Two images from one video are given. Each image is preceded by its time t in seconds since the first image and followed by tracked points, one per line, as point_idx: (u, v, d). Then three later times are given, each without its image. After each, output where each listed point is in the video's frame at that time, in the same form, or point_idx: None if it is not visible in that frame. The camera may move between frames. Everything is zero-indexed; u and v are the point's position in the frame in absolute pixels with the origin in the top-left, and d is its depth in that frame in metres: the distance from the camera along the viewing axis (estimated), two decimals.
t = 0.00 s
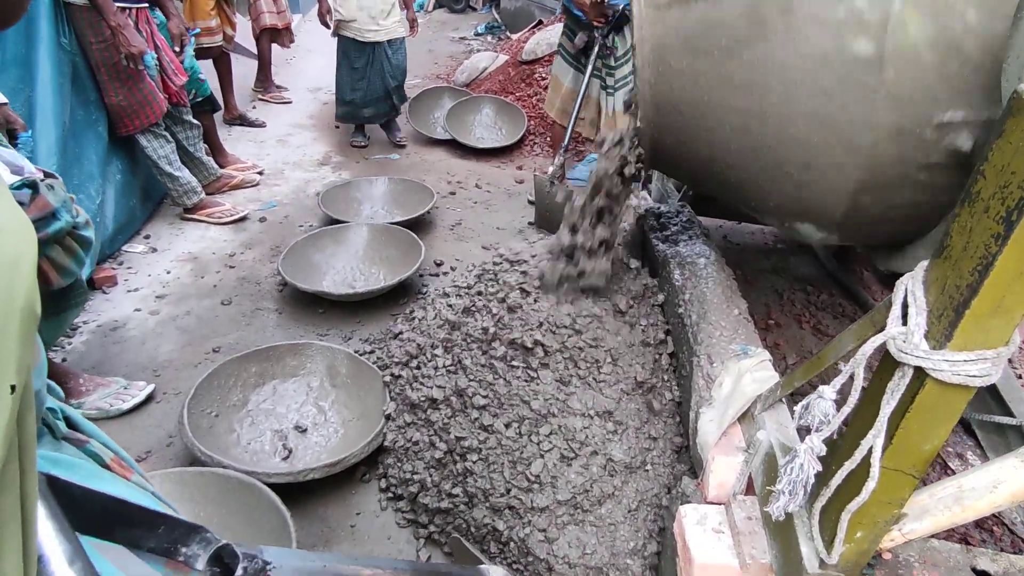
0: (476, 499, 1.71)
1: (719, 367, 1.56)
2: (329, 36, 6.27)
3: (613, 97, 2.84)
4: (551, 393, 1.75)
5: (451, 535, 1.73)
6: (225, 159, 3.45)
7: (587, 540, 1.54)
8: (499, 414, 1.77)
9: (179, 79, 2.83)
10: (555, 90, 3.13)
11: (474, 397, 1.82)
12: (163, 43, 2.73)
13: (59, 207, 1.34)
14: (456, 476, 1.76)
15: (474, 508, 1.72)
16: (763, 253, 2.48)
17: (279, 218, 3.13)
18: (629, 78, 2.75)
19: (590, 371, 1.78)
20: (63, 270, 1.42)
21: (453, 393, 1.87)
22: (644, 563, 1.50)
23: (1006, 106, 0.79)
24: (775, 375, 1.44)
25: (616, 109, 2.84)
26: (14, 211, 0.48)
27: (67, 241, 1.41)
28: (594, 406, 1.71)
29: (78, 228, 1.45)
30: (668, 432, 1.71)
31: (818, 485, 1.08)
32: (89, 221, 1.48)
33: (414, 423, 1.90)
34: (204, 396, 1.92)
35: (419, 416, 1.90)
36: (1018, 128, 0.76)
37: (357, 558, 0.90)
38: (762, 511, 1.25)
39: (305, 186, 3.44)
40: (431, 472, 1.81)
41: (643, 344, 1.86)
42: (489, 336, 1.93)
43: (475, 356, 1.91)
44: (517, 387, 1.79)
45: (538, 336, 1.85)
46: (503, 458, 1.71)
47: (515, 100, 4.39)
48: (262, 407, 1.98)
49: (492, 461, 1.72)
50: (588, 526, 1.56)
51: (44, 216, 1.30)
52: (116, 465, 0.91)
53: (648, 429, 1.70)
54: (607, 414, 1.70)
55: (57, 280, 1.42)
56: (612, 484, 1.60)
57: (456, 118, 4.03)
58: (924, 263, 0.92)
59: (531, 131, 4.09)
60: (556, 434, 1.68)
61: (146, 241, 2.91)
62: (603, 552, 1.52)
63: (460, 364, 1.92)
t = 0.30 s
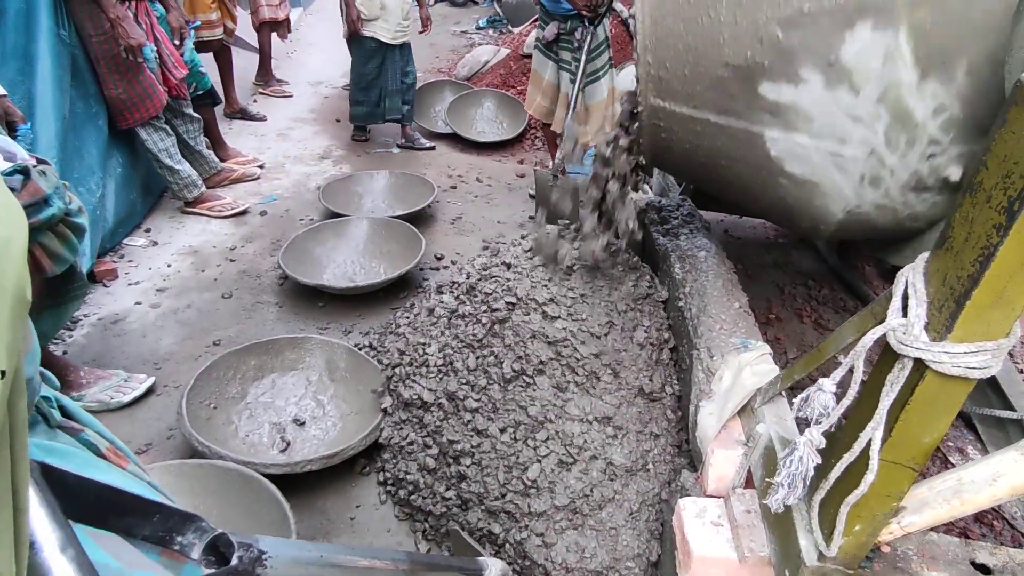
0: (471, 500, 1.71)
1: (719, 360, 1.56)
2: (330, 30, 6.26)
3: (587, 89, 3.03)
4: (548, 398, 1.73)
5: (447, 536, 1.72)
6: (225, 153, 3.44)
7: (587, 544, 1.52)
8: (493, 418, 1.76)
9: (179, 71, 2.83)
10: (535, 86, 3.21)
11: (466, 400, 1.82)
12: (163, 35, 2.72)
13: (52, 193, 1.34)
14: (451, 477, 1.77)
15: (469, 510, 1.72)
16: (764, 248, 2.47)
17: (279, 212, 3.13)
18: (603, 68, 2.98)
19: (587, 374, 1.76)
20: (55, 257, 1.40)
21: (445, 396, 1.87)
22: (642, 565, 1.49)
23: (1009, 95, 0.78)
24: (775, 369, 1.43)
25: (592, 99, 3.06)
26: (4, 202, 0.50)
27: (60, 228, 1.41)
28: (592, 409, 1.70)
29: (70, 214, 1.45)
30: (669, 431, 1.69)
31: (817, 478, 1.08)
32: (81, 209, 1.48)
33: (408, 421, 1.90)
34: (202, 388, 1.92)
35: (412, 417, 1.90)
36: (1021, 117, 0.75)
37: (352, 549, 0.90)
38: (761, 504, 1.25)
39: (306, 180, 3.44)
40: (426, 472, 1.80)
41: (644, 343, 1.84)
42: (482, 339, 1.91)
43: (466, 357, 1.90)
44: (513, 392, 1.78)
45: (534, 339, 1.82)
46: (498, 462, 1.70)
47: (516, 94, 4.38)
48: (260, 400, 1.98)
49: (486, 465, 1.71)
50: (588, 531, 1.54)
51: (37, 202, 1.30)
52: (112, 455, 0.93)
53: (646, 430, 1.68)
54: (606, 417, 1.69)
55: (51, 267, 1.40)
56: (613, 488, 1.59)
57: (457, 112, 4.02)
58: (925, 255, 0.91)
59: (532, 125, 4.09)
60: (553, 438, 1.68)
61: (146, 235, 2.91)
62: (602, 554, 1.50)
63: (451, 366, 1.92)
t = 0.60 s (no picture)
0: (469, 497, 1.72)
1: (718, 354, 1.55)
2: (330, 23, 6.24)
3: (549, 81, 3.06)
4: (546, 399, 1.71)
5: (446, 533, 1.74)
6: (225, 147, 3.44)
7: (586, 542, 1.55)
8: (490, 417, 1.76)
9: (178, 66, 2.83)
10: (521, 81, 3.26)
11: (461, 398, 1.81)
12: (162, 29, 2.72)
13: (46, 184, 1.34)
14: (447, 474, 1.77)
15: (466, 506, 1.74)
16: (765, 242, 2.47)
17: (279, 207, 3.13)
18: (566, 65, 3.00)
19: (584, 376, 1.72)
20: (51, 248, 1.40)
21: (440, 393, 1.85)
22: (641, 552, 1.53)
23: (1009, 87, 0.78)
24: (774, 362, 1.43)
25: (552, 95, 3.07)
26: None
27: (53, 219, 1.41)
28: (590, 408, 1.68)
29: (65, 206, 1.45)
30: (667, 427, 1.70)
31: (814, 470, 1.09)
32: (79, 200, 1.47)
33: (404, 417, 1.89)
34: (202, 381, 1.92)
35: (408, 413, 1.89)
36: (1019, 109, 0.75)
37: (351, 540, 0.89)
38: (758, 497, 1.26)
39: (306, 174, 3.44)
40: (423, 469, 1.80)
41: (643, 341, 1.82)
42: (477, 339, 1.88)
43: (461, 356, 1.88)
44: (510, 392, 1.75)
45: (530, 342, 1.78)
46: (495, 461, 1.70)
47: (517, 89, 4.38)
48: (259, 393, 1.99)
49: (482, 464, 1.71)
50: (587, 529, 1.56)
51: (31, 191, 1.30)
52: (110, 446, 0.94)
53: (642, 429, 1.67)
54: (605, 415, 1.68)
55: (47, 258, 1.40)
56: (612, 487, 1.60)
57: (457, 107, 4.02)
58: (923, 248, 0.91)
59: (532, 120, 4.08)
60: (551, 437, 1.67)
61: (146, 229, 2.91)
62: (602, 551, 1.53)
63: (445, 364, 1.89)
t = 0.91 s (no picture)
0: (467, 493, 1.73)
1: (716, 346, 1.56)
2: (328, 16, 6.23)
3: (519, 89, 3.01)
4: (542, 397, 1.72)
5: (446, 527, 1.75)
6: (225, 141, 3.44)
7: (586, 538, 1.54)
8: (486, 415, 1.77)
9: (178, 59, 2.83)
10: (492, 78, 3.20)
11: (457, 395, 1.83)
12: (162, 22, 2.72)
13: (56, 175, 1.35)
14: (445, 470, 1.78)
15: (464, 503, 1.74)
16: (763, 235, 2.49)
17: (279, 200, 3.14)
18: (538, 74, 2.93)
19: (581, 377, 1.72)
20: (61, 240, 1.42)
21: (436, 390, 1.86)
22: (640, 545, 1.53)
23: (1003, 79, 0.79)
24: (772, 354, 1.44)
25: (519, 102, 3.02)
26: (5, 187, 0.53)
27: (65, 211, 1.42)
28: (588, 405, 1.68)
29: (75, 196, 1.46)
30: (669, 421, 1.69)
31: (811, 459, 1.10)
32: (86, 192, 1.47)
33: (402, 411, 1.92)
34: (203, 373, 1.94)
35: (406, 409, 1.91)
36: (1014, 101, 0.76)
37: (354, 529, 0.90)
38: (756, 486, 1.27)
39: (306, 168, 3.44)
40: (422, 464, 1.82)
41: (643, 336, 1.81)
42: (473, 337, 1.90)
43: (457, 353, 1.90)
44: (506, 391, 1.76)
45: (525, 341, 1.80)
46: (492, 458, 1.71)
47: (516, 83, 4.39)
48: (259, 386, 2.00)
49: (478, 460, 1.72)
50: (588, 525, 1.56)
51: (42, 183, 1.31)
52: (115, 437, 0.95)
53: (643, 427, 1.65)
54: (604, 413, 1.66)
55: (56, 250, 1.42)
56: (612, 484, 1.58)
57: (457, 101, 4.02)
58: (919, 238, 0.92)
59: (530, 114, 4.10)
60: (549, 435, 1.66)
61: (147, 223, 2.92)
62: (602, 547, 1.52)
63: (441, 360, 1.92)
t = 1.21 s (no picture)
0: (464, 490, 1.73)
1: (713, 342, 1.57)
2: (326, 11, 6.21)
3: (506, 90, 3.00)
4: (537, 397, 1.72)
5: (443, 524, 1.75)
6: (223, 137, 3.44)
7: (583, 536, 1.54)
8: (481, 414, 1.78)
9: (175, 55, 2.82)
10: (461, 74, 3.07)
11: (453, 395, 1.84)
12: (159, 18, 2.71)
13: (49, 175, 1.36)
14: (441, 469, 1.79)
15: (460, 501, 1.75)
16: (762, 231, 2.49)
17: (278, 196, 3.14)
18: (525, 73, 2.95)
19: (576, 377, 1.72)
20: (54, 239, 1.42)
21: (432, 389, 1.87)
22: (638, 543, 1.52)
23: (997, 76, 0.79)
24: (768, 350, 1.44)
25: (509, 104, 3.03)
26: None
27: (57, 210, 1.42)
28: (584, 404, 1.68)
29: (68, 196, 1.46)
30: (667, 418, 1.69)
31: (805, 455, 1.10)
32: (79, 190, 1.48)
33: (398, 409, 1.93)
34: (201, 369, 1.94)
35: (402, 407, 1.92)
36: (1006, 97, 0.76)
37: (350, 524, 0.90)
38: (751, 482, 1.27)
39: (304, 164, 3.44)
40: (419, 461, 1.83)
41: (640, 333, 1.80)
42: (469, 336, 1.91)
43: (452, 352, 1.90)
44: (502, 391, 1.77)
45: (520, 342, 1.81)
46: (488, 457, 1.71)
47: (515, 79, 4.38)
48: (257, 381, 2.01)
49: (473, 459, 1.73)
50: (585, 523, 1.56)
51: (33, 183, 1.32)
52: (111, 434, 0.95)
53: (640, 426, 1.65)
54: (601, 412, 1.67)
55: (49, 249, 1.42)
56: (609, 484, 1.58)
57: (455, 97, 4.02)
58: (912, 235, 0.92)
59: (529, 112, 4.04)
60: (544, 434, 1.67)
61: (145, 219, 2.92)
62: (598, 545, 1.52)
63: (436, 358, 1.93)
